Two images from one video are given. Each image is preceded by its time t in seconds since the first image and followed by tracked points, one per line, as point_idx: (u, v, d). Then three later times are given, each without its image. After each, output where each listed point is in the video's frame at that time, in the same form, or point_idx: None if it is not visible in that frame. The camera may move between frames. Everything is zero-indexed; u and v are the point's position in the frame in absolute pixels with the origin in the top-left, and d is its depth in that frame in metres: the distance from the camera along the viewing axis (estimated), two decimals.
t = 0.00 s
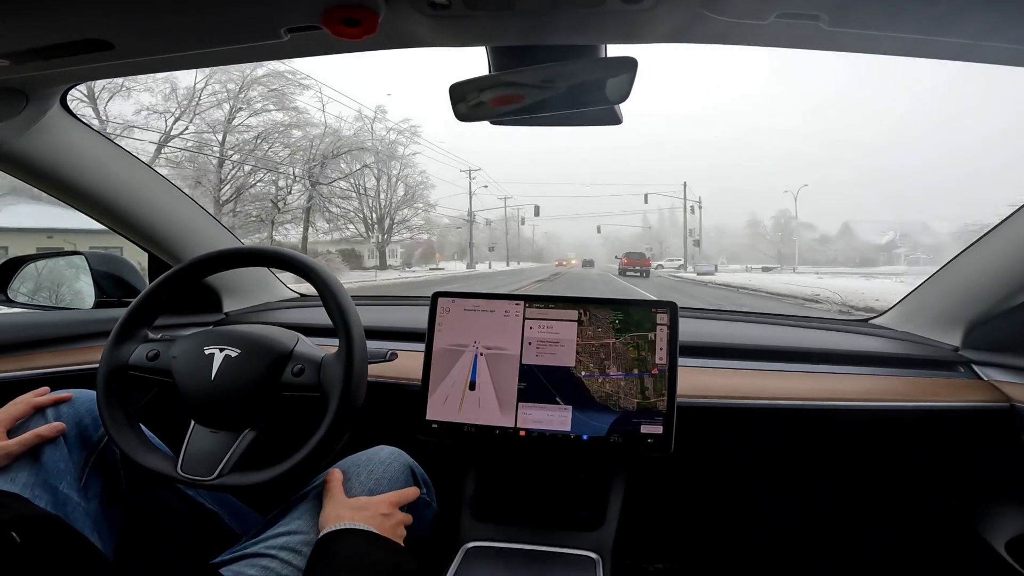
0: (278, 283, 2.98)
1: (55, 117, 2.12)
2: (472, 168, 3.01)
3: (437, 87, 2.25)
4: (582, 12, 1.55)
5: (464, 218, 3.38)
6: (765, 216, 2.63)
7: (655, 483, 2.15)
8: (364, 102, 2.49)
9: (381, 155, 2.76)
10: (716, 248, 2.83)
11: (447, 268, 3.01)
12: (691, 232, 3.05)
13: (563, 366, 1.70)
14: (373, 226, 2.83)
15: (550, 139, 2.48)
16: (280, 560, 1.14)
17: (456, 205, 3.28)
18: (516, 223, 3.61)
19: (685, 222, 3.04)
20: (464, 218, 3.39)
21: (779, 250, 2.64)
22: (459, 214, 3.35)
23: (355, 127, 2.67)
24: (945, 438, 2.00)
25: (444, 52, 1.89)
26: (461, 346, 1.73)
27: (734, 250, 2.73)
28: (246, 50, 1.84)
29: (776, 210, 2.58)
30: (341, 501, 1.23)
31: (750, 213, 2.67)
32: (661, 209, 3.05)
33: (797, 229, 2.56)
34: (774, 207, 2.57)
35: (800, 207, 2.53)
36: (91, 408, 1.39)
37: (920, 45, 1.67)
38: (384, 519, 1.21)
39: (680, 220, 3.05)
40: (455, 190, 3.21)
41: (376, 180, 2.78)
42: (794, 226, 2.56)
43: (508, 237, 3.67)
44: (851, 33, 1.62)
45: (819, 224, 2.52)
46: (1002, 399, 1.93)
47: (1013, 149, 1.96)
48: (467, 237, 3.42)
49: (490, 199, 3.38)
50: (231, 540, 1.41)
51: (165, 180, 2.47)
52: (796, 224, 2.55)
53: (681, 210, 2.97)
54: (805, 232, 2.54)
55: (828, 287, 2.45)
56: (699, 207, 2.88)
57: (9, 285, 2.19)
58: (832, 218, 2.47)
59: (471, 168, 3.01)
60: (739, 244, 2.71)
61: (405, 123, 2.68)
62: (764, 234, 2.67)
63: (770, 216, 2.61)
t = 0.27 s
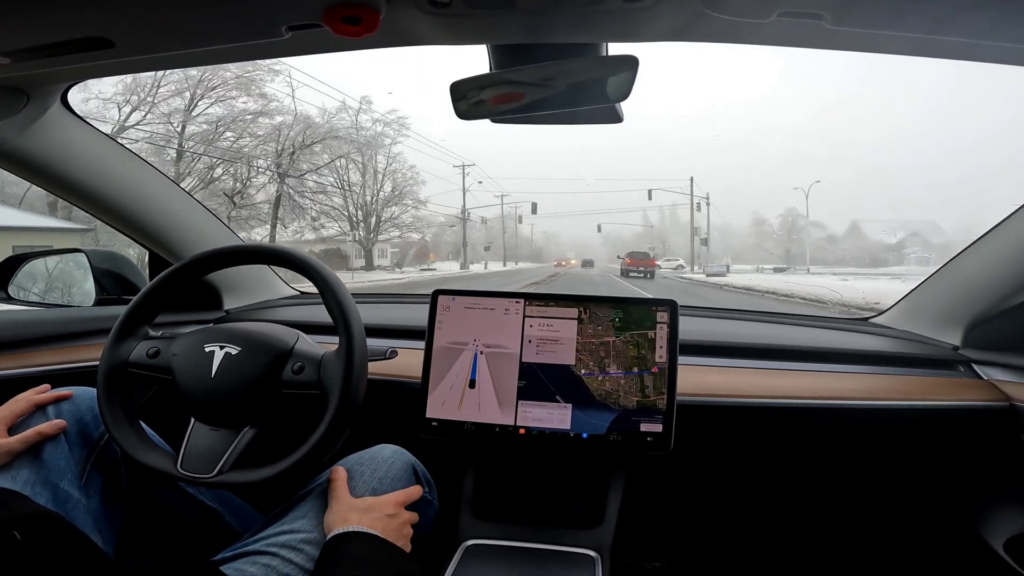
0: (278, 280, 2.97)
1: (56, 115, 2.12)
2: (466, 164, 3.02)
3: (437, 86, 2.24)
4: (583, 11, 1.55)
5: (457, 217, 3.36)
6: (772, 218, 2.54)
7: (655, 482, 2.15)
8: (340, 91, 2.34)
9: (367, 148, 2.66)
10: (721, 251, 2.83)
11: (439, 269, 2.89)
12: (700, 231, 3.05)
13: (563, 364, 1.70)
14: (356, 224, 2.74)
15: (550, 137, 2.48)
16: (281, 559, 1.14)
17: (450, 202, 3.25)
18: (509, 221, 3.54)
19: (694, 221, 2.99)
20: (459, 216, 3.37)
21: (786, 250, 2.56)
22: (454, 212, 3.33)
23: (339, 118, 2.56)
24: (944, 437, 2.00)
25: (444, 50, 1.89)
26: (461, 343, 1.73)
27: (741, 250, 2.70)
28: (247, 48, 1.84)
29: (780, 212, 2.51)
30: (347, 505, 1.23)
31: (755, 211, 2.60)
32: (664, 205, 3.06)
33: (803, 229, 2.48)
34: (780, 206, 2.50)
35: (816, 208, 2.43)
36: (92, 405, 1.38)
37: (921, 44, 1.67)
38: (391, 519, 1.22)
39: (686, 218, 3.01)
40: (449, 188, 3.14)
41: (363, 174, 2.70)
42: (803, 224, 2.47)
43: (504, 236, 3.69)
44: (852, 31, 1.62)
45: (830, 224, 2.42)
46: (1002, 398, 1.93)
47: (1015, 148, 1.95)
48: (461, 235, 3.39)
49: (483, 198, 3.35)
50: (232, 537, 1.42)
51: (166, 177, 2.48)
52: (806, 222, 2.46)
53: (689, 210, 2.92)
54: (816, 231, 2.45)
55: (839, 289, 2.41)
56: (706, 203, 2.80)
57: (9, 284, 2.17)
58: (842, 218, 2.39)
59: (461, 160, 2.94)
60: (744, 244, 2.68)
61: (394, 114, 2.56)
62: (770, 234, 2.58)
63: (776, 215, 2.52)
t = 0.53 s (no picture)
0: (278, 281, 2.98)
1: (55, 117, 2.12)
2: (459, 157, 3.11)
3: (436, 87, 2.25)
4: (581, 11, 1.55)
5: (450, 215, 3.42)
6: (780, 218, 2.55)
7: (654, 482, 2.15)
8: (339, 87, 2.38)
9: (352, 141, 2.75)
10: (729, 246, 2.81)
11: (429, 270, 2.84)
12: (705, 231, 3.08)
13: (562, 365, 1.70)
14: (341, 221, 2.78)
15: (550, 138, 2.49)
16: (280, 559, 1.14)
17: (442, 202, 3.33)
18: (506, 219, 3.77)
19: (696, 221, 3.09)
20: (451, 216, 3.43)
21: (792, 250, 2.57)
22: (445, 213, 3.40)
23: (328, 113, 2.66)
24: (944, 438, 1.99)
25: (443, 51, 1.89)
26: (461, 344, 1.74)
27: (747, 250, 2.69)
28: (246, 49, 1.84)
29: (785, 213, 2.53)
30: (346, 506, 1.23)
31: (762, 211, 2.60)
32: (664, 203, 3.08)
33: (810, 228, 2.50)
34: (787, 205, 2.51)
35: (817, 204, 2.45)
36: (91, 406, 1.39)
37: (917, 45, 1.67)
38: (389, 520, 1.22)
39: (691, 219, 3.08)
40: (439, 185, 3.26)
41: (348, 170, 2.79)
42: (811, 224, 2.49)
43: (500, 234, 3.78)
44: (850, 33, 1.62)
45: (838, 223, 2.43)
46: (1001, 399, 1.93)
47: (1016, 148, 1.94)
48: (455, 230, 3.46)
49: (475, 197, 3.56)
50: (230, 537, 1.42)
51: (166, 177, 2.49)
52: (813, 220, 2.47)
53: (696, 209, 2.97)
54: (826, 229, 2.45)
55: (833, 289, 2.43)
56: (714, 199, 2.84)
57: (8, 285, 2.19)
58: (849, 217, 2.40)
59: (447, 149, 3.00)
60: (750, 244, 2.67)
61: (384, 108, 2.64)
62: (776, 233, 2.59)
63: (782, 215, 2.54)
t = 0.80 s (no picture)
0: (278, 281, 2.99)
1: (55, 117, 2.12)
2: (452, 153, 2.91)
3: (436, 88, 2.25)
4: (581, 12, 1.55)
5: (442, 214, 3.28)
6: (787, 216, 2.55)
7: (654, 482, 2.15)
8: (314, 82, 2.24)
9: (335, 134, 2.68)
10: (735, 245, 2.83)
11: (421, 271, 2.84)
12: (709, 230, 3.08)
13: (562, 366, 1.70)
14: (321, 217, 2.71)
15: (550, 138, 2.49)
16: (279, 559, 1.14)
17: (432, 199, 3.15)
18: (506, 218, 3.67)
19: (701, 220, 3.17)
20: (444, 214, 3.30)
21: (802, 250, 2.55)
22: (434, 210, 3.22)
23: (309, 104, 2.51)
24: (944, 438, 1.99)
25: (443, 52, 1.89)
26: (461, 345, 1.74)
27: (754, 249, 2.66)
28: (246, 49, 1.84)
29: (791, 211, 2.54)
30: (346, 506, 1.23)
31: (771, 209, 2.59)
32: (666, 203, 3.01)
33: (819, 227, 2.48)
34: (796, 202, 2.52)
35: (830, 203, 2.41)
36: (91, 406, 1.39)
37: (918, 45, 1.66)
38: (390, 520, 1.22)
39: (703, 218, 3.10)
40: (433, 178, 3.03)
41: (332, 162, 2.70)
42: (820, 221, 2.46)
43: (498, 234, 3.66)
44: (852, 33, 1.62)
45: (847, 220, 2.42)
46: (1001, 400, 1.93)
47: (1017, 149, 1.95)
48: (447, 230, 3.34)
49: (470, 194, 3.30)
50: (230, 537, 1.42)
51: (165, 178, 2.49)
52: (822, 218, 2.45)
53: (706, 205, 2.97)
54: (833, 228, 2.44)
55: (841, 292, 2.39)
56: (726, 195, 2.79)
57: (9, 285, 2.20)
58: (859, 214, 2.40)
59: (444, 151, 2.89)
60: (757, 242, 2.65)
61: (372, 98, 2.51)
62: (783, 232, 2.56)
63: (788, 214, 2.54)
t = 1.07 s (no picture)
0: (278, 281, 2.99)
1: (55, 117, 2.13)
2: (444, 147, 2.89)
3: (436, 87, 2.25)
4: (582, 11, 1.55)
5: (435, 214, 3.40)
6: (796, 215, 2.50)
7: (655, 481, 2.15)
8: (289, 74, 2.17)
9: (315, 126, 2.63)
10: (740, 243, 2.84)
11: (411, 272, 2.88)
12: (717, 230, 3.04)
13: (563, 364, 1.70)
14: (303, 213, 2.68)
15: (550, 137, 2.49)
16: (281, 559, 1.14)
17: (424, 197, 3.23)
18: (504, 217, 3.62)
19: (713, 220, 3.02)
20: (435, 211, 3.40)
21: (811, 250, 2.48)
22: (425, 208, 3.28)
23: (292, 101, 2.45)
24: (945, 437, 1.99)
25: (444, 51, 1.89)
26: (461, 344, 1.74)
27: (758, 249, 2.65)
28: (247, 48, 1.84)
29: (800, 210, 2.48)
30: (348, 505, 1.23)
31: (778, 207, 2.55)
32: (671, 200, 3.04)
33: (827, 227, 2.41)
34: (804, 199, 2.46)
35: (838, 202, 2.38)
36: (92, 405, 1.39)
37: (920, 43, 1.66)
38: (392, 520, 1.22)
39: (708, 218, 3.00)
40: (423, 175, 3.12)
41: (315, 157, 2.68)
42: (828, 220, 2.39)
43: (495, 233, 3.69)
44: (852, 31, 1.61)
45: (856, 219, 2.34)
46: (1002, 399, 1.93)
47: (1017, 147, 1.94)
48: (440, 228, 3.43)
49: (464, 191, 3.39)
50: (231, 536, 1.42)
51: (167, 178, 2.48)
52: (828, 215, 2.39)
53: (714, 202, 2.89)
54: (843, 226, 2.36)
55: (845, 293, 2.39)
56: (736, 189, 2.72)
57: (9, 284, 2.21)
58: (867, 212, 2.31)
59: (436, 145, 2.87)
60: (764, 241, 2.62)
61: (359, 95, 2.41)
62: (790, 230, 2.53)
63: (796, 212, 2.49)
